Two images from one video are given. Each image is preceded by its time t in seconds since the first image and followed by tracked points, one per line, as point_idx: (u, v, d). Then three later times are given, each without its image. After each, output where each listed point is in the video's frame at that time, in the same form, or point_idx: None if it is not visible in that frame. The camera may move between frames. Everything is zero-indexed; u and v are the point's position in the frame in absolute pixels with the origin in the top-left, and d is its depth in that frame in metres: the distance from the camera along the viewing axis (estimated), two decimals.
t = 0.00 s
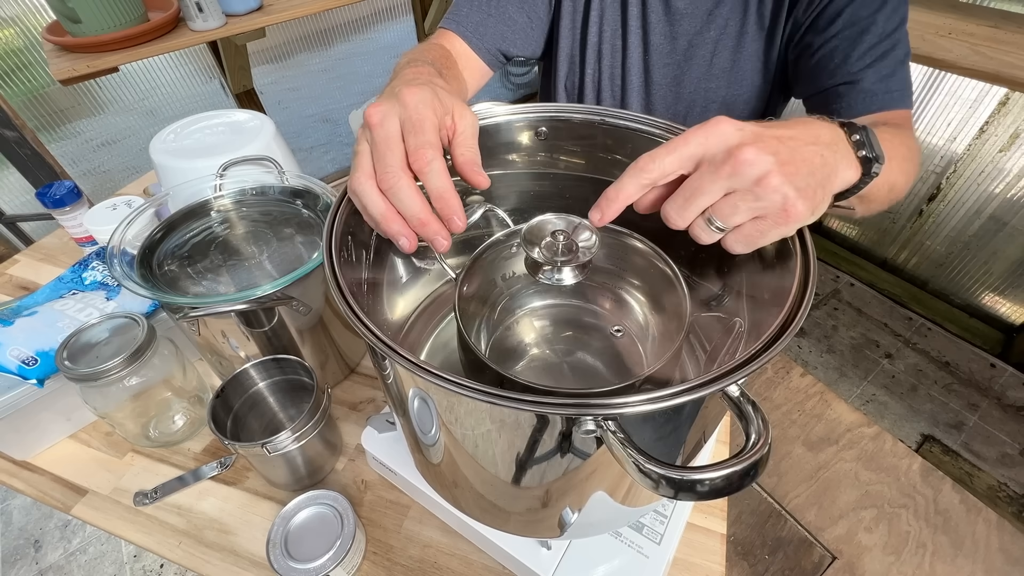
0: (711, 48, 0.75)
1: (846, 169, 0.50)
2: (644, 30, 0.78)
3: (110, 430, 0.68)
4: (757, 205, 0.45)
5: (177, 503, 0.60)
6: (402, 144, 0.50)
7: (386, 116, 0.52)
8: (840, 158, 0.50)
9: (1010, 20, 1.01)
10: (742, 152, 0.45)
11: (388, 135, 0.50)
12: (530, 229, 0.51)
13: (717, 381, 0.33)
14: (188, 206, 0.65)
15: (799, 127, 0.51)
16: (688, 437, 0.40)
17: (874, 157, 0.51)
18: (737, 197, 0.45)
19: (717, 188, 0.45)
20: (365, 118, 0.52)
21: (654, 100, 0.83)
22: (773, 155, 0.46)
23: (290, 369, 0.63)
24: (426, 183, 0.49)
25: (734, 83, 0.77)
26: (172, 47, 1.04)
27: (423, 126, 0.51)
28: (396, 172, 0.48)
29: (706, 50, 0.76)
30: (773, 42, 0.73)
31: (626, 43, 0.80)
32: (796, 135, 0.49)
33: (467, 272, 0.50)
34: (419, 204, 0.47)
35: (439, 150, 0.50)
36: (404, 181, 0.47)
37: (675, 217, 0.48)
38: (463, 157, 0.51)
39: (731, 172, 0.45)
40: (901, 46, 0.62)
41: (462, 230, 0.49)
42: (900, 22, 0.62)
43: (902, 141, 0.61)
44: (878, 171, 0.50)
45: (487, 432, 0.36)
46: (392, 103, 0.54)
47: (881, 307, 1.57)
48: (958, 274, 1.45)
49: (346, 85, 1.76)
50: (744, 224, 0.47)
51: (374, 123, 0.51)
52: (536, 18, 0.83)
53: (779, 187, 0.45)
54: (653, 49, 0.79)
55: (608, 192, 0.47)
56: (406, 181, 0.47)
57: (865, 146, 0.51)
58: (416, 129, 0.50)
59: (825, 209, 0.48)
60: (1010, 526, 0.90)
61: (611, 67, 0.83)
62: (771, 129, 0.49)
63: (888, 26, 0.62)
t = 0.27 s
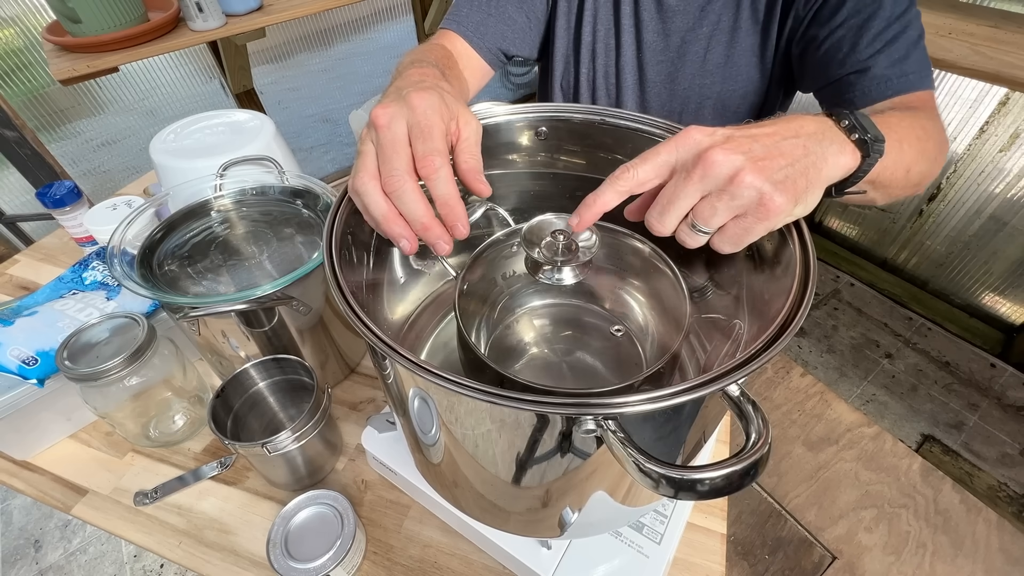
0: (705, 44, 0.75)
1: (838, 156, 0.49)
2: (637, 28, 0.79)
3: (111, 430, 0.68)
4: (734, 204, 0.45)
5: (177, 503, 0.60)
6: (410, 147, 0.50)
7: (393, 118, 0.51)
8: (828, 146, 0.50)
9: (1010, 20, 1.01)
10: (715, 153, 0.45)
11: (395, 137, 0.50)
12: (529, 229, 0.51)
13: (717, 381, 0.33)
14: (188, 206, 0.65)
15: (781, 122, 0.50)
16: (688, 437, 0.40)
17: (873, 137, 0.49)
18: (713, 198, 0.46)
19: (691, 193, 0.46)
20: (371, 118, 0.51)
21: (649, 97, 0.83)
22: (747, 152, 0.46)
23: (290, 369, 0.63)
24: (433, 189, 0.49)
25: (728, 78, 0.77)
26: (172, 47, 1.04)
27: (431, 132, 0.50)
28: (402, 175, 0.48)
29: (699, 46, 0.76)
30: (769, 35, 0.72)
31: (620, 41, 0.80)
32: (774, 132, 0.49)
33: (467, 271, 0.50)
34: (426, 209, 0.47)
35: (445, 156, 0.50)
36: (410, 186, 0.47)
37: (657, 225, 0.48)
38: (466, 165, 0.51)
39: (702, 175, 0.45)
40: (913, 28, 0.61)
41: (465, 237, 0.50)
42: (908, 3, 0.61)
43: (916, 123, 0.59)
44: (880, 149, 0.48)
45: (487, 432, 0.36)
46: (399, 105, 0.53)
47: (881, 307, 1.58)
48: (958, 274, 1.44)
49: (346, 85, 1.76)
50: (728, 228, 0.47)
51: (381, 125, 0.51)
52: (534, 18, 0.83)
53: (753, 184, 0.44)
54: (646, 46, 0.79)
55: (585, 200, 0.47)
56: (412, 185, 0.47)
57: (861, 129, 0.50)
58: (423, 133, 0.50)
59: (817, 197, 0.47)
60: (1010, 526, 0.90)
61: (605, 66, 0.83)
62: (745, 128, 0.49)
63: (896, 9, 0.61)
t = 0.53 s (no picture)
0: (704, 45, 0.75)
1: (836, 155, 0.49)
2: (636, 29, 0.78)
3: (110, 430, 0.68)
4: (729, 209, 0.46)
5: (177, 503, 0.60)
6: (410, 147, 0.50)
7: (393, 119, 0.51)
8: (825, 145, 0.49)
9: (1010, 20, 1.01)
10: (708, 159, 0.45)
11: (395, 138, 0.50)
12: (529, 229, 0.51)
13: (717, 381, 0.33)
14: (188, 206, 0.65)
15: (777, 124, 0.51)
16: (688, 437, 0.40)
17: (873, 134, 0.49)
18: (708, 204, 0.46)
19: (685, 200, 0.46)
20: (371, 119, 0.51)
21: (648, 98, 0.83)
22: (742, 156, 0.46)
23: (290, 369, 0.63)
24: (433, 190, 0.49)
25: (727, 80, 0.77)
26: (172, 47, 1.04)
27: (432, 133, 0.50)
28: (402, 176, 0.48)
29: (699, 46, 0.76)
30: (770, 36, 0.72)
31: (619, 42, 0.80)
32: (769, 134, 0.49)
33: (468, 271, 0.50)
34: (426, 210, 0.47)
35: (446, 157, 0.50)
36: (409, 187, 0.47)
37: (654, 231, 0.49)
38: (466, 167, 0.51)
39: (696, 182, 0.45)
40: (918, 25, 0.60)
41: (464, 238, 0.50)
42: (913, 0, 0.61)
43: (920, 122, 0.59)
44: (881, 148, 0.48)
45: (487, 432, 0.36)
46: (399, 105, 0.53)
47: (881, 307, 1.58)
48: (959, 274, 1.44)
49: (346, 85, 1.76)
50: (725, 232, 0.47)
51: (381, 125, 0.51)
52: (535, 17, 0.83)
53: (747, 189, 0.45)
54: (645, 48, 0.79)
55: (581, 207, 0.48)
56: (412, 186, 0.47)
57: (860, 127, 0.50)
58: (423, 134, 0.50)
59: (816, 197, 0.47)
60: (1010, 526, 0.90)
61: (605, 67, 0.83)
62: (740, 132, 0.49)
63: (900, 7, 0.61)
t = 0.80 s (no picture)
0: (706, 48, 0.75)
1: (836, 155, 0.49)
2: (638, 32, 0.79)
3: (111, 430, 0.68)
4: (728, 211, 0.46)
5: (177, 503, 0.60)
6: (411, 148, 0.50)
7: (395, 119, 0.51)
8: (824, 145, 0.49)
9: (1010, 20, 1.01)
10: (705, 162, 0.45)
11: (396, 138, 0.50)
12: (530, 229, 0.51)
13: (717, 381, 0.33)
14: (188, 206, 0.65)
15: (775, 124, 0.51)
16: (688, 437, 0.40)
17: (873, 134, 0.49)
18: (706, 207, 0.46)
19: (683, 204, 0.46)
20: (372, 119, 0.51)
21: (650, 101, 0.83)
22: (739, 158, 0.46)
23: (290, 369, 0.63)
24: (433, 192, 0.49)
25: (729, 84, 0.77)
26: (172, 47, 1.04)
27: (432, 134, 0.50)
28: (402, 177, 0.48)
29: (701, 50, 0.76)
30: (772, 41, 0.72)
31: (621, 44, 0.80)
32: (767, 135, 0.49)
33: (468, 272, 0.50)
34: (426, 211, 0.47)
35: (446, 159, 0.50)
36: (409, 187, 0.47)
37: (653, 234, 0.49)
38: (466, 169, 0.51)
39: (693, 186, 0.45)
40: (923, 31, 0.60)
41: (464, 239, 0.50)
42: (918, 6, 0.60)
43: (924, 126, 0.59)
44: (881, 148, 0.48)
45: (487, 432, 0.36)
46: (400, 105, 0.53)
47: (881, 307, 1.58)
48: (959, 274, 1.44)
49: (346, 85, 1.76)
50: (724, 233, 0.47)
51: (382, 126, 0.51)
52: (537, 17, 0.83)
53: (745, 191, 0.45)
54: (647, 50, 0.79)
55: (578, 210, 0.48)
56: (412, 186, 0.47)
57: (859, 127, 0.50)
58: (424, 135, 0.50)
59: (815, 196, 0.47)
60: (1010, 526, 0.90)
61: (607, 68, 0.83)
62: (738, 133, 0.49)
63: (904, 13, 0.60)
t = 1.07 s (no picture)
0: (710, 51, 0.75)
1: (837, 155, 0.49)
2: (642, 33, 0.79)
3: (111, 430, 0.68)
4: (727, 211, 0.46)
5: (177, 503, 0.60)
6: (411, 148, 0.50)
7: (395, 119, 0.51)
8: (824, 145, 0.49)
9: (1010, 20, 1.01)
10: (704, 162, 0.45)
11: (396, 139, 0.50)
12: (529, 229, 0.51)
13: (717, 381, 0.33)
14: (188, 206, 0.65)
15: (776, 124, 0.51)
16: (688, 437, 0.40)
17: (873, 136, 0.49)
18: (705, 207, 0.46)
19: (683, 205, 0.46)
20: (373, 119, 0.51)
21: (652, 101, 0.83)
22: (738, 158, 0.46)
23: (290, 369, 0.63)
24: (432, 192, 0.49)
25: (732, 87, 0.77)
26: (172, 47, 1.04)
27: (433, 135, 0.50)
28: (401, 177, 0.48)
29: (704, 53, 0.76)
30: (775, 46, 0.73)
31: (625, 44, 0.80)
32: (767, 135, 0.49)
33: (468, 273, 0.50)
34: (426, 211, 0.47)
35: (446, 159, 0.50)
36: (409, 188, 0.47)
37: (653, 235, 0.49)
38: (466, 170, 0.51)
39: (693, 187, 0.45)
40: (928, 36, 0.60)
41: (464, 240, 0.50)
42: (923, 11, 0.60)
43: (927, 129, 0.59)
44: (881, 149, 0.48)
45: (487, 432, 0.36)
46: (400, 106, 0.53)
47: (881, 306, 1.57)
48: (959, 275, 1.44)
49: (346, 85, 1.76)
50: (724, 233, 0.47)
51: (382, 126, 0.51)
52: (540, 16, 0.83)
53: (745, 192, 0.45)
54: (650, 51, 0.79)
55: (577, 209, 0.47)
56: (412, 187, 0.47)
57: (860, 129, 0.50)
58: (423, 136, 0.50)
59: (815, 197, 0.47)
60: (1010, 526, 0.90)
61: (610, 68, 0.83)
62: (738, 133, 0.49)
63: (909, 18, 0.60)
